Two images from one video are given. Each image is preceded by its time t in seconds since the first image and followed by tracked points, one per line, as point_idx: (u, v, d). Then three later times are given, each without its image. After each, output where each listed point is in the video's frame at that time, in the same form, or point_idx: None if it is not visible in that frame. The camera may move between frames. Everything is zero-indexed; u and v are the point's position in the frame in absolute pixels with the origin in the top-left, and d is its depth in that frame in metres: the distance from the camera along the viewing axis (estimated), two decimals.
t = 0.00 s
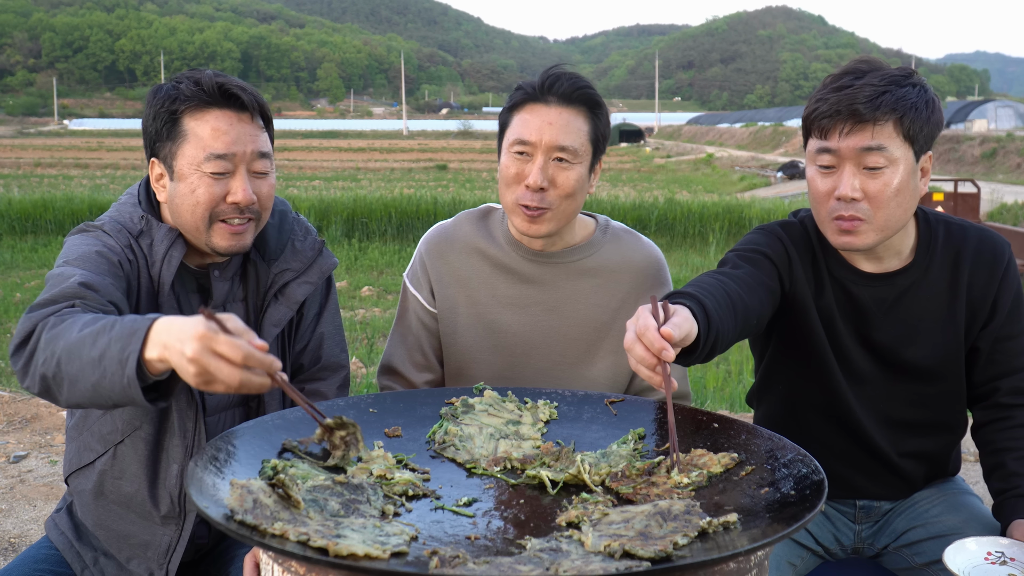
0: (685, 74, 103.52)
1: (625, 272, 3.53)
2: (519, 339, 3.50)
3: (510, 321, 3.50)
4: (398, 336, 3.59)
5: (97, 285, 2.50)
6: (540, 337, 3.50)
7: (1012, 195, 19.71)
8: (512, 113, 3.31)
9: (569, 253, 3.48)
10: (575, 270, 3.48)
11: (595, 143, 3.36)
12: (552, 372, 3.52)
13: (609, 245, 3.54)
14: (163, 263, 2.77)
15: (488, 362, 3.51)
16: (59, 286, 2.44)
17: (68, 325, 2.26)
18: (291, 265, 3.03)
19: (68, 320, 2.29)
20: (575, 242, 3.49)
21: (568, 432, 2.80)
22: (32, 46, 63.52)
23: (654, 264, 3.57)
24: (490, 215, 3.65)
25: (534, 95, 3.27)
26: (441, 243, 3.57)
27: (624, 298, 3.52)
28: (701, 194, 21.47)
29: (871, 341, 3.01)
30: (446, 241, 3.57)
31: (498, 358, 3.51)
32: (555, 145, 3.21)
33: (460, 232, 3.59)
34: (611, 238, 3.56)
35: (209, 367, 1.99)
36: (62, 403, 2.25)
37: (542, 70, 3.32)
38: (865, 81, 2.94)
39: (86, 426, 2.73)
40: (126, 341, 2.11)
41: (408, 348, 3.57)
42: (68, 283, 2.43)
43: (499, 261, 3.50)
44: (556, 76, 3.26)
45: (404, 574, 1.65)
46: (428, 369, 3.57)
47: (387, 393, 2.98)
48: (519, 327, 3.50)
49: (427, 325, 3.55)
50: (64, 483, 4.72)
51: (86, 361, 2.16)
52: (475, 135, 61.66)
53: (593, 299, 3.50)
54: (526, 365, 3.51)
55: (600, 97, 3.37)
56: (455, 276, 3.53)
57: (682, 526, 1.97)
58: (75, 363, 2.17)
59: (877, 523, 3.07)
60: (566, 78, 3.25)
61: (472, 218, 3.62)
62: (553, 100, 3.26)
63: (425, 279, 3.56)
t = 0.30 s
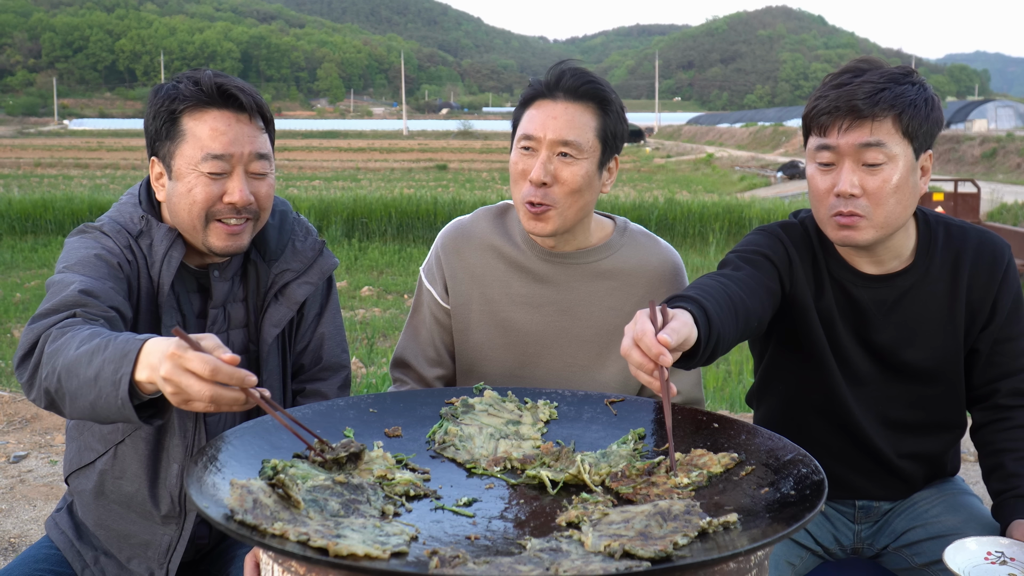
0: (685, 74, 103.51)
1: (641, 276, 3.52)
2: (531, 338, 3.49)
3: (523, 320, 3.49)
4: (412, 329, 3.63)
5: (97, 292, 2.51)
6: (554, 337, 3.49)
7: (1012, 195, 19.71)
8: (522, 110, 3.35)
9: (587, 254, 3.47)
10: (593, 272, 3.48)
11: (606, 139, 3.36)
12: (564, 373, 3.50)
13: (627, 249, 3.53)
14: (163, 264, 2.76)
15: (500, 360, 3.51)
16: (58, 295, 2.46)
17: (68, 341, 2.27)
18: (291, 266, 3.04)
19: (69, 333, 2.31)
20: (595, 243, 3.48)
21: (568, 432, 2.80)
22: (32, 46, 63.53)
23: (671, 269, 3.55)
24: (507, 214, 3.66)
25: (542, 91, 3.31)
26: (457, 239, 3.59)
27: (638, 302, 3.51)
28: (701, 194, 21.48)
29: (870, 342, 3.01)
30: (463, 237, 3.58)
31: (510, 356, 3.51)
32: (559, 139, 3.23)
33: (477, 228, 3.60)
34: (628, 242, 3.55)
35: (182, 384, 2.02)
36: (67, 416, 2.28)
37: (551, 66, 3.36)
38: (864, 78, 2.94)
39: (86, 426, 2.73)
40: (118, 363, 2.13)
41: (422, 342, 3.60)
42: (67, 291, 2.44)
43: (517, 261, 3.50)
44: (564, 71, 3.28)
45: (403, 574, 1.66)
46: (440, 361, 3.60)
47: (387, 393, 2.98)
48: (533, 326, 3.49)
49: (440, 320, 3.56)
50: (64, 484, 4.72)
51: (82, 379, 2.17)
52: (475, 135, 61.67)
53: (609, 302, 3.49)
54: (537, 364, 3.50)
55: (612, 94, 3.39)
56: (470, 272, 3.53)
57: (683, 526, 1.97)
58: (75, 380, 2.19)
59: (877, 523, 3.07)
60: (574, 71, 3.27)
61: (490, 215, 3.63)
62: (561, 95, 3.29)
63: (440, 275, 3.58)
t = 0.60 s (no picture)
0: (685, 74, 103.51)
1: (646, 277, 3.53)
2: (534, 338, 3.49)
3: (526, 319, 3.49)
4: (413, 327, 3.59)
5: (94, 297, 2.51)
6: (557, 337, 3.49)
7: (1012, 195, 19.73)
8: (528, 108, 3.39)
9: (594, 254, 3.47)
10: (599, 272, 3.48)
11: (612, 136, 3.36)
12: (565, 373, 3.50)
13: (632, 249, 3.54)
14: (161, 265, 2.76)
15: (501, 359, 3.51)
16: (55, 302, 2.46)
17: (71, 347, 2.29)
18: (290, 266, 3.04)
19: (69, 340, 2.33)
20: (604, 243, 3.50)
21: (568, 432, 2.80)
22: (32, 46, 63.54)
23: (674, 269, 3.58)
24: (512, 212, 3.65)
25: (547, 88, 3.35)
26: (462, 236, 3.57)
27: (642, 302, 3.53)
28: (701, 194, 21.48)
29: (870, 342, 3.01)
30: (468, 235, 3.57)
31: (512, 356, 3.51)
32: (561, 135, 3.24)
33: (483, 224, 3.59)
34: (634, 243, 3.56)
35: (203, 342, 1.99)
36: (71, 420, 2.29)
37: (558, 62, 3.39)
38: (864, 77, 2.94)
39: (86, 426, 2.73)
40: (130, 360, 2.14)
41: (423, 340, 3.56)
42: (63, 299, 2.43)
43: (524, 260, 3.49)
44: (568, 68, 3.32)
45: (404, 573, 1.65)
46: (441, 357, 3.57)
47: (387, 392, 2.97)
48: (536, 325, 3.49)
49: (442, 318, 3.54)
50: (64, 484, 4.72)
51: (90, 383, 2.19)
52: (474, 135, 61.68)
53: (614, 302, 3.50)
54: (538, 364, 3.50)
55: (620, 93, 3.40)
56: (474, 270, 3.53)
57: (682, 526, 1.97)
58: (82, 386, 2.20)
59: (876, 523, 3.07)
60: (578, 67, 3.29)
61: (495, 213, 3.62)
62: (564, 92, 3.32)
63: (443, 271, 3.55)
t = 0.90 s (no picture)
0: (685, 74, 103.50)
1: (639, 281, 3.53)
2: (526, 338, 3.49)
3: (516, 318, 3.49)
4: (402, 328, 3.55)
5: (93, 300, 2.50)
6: (548, 336, 3.49)
7: (1012, 195, 19.72)
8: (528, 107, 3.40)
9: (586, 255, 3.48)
10: (592, 273, 3.48)
11: (612, 139, 3.37)
12: (556, 374, 3.49)
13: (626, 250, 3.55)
14: (158, 267, 2.76)
15: (493, 359, 3.50)
16: (54, 303, 2.46)
17: (75, 352, 2.28)
18: (289, 265, 3.04)
19: (76, 343, 2.31)
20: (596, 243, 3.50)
21: (568, 432, 2.80)
22: (32, 46, 63.53)
23: (666, 275, 3.58)
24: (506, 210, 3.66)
25: (547, 88, 3.35)
26: (455, 236, 3.58)
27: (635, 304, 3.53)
28: (701, 194, 21.48)
29: (871, 342, 3.01)
30: (461, 234, 3.58)
31: (504, 356, 3.50)
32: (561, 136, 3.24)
33: (477, 224, 3.60)
34: (627, 245, 3.56)
35: (226, 364, 2.08)
36: (70, 425, 2.30)
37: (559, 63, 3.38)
38: (865, 77, 2.94)
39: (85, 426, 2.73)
40: (138, 375, 2.17)
41: (414, 342, 3.54)
42: (63, 300, 2.43)
43: (518, 260, 3.49)
44: (569, 69, 3.32)
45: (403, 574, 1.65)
46: (430, 356, 3.56)
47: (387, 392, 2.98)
48: (527, 326, 3.49)
49: (434, 319, 3.53)
50: (65, 484, 4.72)
51: (95, 391, 2.19)
52: (474, 135, 61.67)
53: (607, 303, 3.50)
54: (530, 364, 3.50)
55: (620, 96, 3.40)
56: (467, 270, 3.53)
57: (682, 526, 1.97)
58: (84, 393, 2.21)
59: (877, 523, 3.07)
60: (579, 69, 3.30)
61: (489, 212, 3.63)
62: (565, 93, 3.32)
63: (436, 271, 3.54)
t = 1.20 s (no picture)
0: (685, 74, 103.50)
1: (618, 271, 3.56)
2: (513, 339, 3.50)
3: (500, 321, 3.50)
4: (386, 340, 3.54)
5: (89, 302, 2.50)
6: (533, 336, 3.50)
7: (1012, 195, 19.73)
8: (515, 108, 3.30)
9: (562, 254, 3.48)
10: (573, 269, 3.50)
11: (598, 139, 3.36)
12: (546, 371, 3.52)
13: (604, 243, 3.57)
14: (156, 267, 2.75)
15: (482, 361, 3.51)
16: (50, 307, 2.46)
17: (63, 357, 2.28)
18: (288, 266, 3.05)
19: (63, 347, 2.32)
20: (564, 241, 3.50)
21: (568, 432, 2.80)
22: (32, 46, 63.51)
23: (644, 263, 3.62)
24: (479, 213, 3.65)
25: (538, 89, 3.26)
26: (432, 244, 3.57)
27: (615, 297, 3.56)
28: (700, 194, 21.48)
29: (871, 342, 3.01)
30: (438, 241, 3.57)
31: (492, 358, 3.51)
32: (558, 139, 3.21)
33: (452, 230, 3.59)
34: (604, 238, 3.58)
35: (184, 395, 2.07)
36: (65, 428, 2.30)
37: (551, 64, 3.31)
38: (866, 76, 2.94)
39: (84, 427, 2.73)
40: (117, 379, 2.13)
41: (398, 352, 3.53)
42: (58, 304, 2.44)
43: (496, 262, 3.49)
44: (562, 71, 3.24)
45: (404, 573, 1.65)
46: (414, 365, 3.54)
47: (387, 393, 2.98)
48: (511, 328, 3.50)
49: (418, 329, 3.52)
50: (65, 484, 4.72)
51: (81, 397, 2.18)
52: (474, 134, 61.67)
53: (588, 298, 3.53)
54: (519, 364, 3.51)
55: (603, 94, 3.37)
56: (448, 276, 3.53)
57: (682, 527, 1.97)
58: (73, 398, 2.20)
59: (877, 523, 3.07)
60: (575, 72, 3.23)
61: (464, 216, 3.62)
62: (559, 96, 3.26)
63: (416, 281, 3.53)
